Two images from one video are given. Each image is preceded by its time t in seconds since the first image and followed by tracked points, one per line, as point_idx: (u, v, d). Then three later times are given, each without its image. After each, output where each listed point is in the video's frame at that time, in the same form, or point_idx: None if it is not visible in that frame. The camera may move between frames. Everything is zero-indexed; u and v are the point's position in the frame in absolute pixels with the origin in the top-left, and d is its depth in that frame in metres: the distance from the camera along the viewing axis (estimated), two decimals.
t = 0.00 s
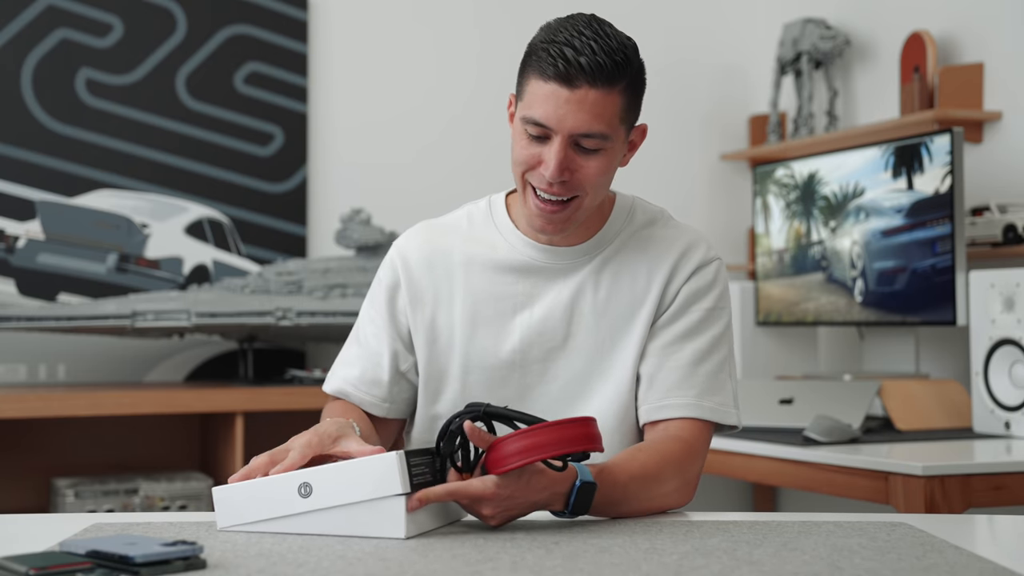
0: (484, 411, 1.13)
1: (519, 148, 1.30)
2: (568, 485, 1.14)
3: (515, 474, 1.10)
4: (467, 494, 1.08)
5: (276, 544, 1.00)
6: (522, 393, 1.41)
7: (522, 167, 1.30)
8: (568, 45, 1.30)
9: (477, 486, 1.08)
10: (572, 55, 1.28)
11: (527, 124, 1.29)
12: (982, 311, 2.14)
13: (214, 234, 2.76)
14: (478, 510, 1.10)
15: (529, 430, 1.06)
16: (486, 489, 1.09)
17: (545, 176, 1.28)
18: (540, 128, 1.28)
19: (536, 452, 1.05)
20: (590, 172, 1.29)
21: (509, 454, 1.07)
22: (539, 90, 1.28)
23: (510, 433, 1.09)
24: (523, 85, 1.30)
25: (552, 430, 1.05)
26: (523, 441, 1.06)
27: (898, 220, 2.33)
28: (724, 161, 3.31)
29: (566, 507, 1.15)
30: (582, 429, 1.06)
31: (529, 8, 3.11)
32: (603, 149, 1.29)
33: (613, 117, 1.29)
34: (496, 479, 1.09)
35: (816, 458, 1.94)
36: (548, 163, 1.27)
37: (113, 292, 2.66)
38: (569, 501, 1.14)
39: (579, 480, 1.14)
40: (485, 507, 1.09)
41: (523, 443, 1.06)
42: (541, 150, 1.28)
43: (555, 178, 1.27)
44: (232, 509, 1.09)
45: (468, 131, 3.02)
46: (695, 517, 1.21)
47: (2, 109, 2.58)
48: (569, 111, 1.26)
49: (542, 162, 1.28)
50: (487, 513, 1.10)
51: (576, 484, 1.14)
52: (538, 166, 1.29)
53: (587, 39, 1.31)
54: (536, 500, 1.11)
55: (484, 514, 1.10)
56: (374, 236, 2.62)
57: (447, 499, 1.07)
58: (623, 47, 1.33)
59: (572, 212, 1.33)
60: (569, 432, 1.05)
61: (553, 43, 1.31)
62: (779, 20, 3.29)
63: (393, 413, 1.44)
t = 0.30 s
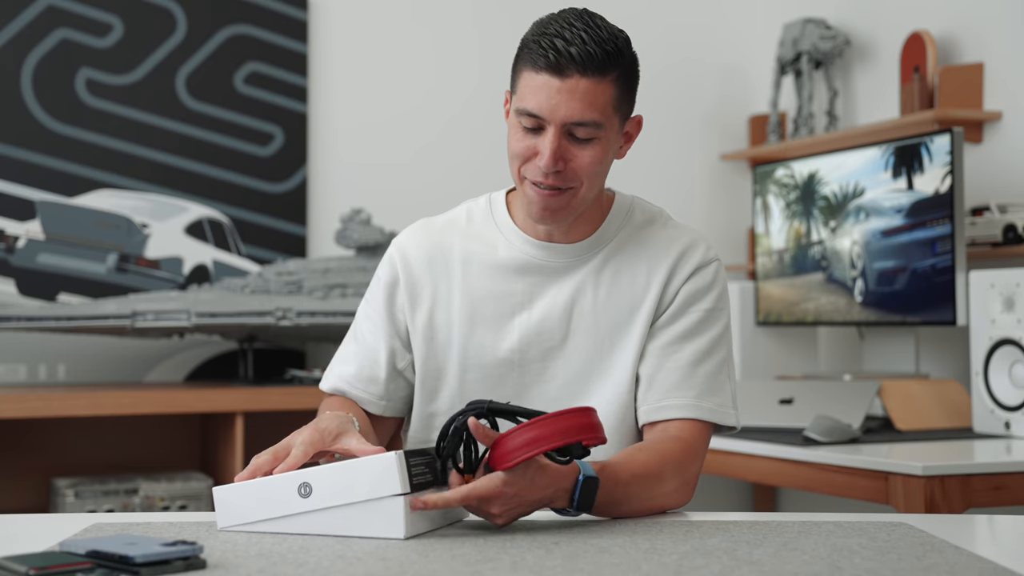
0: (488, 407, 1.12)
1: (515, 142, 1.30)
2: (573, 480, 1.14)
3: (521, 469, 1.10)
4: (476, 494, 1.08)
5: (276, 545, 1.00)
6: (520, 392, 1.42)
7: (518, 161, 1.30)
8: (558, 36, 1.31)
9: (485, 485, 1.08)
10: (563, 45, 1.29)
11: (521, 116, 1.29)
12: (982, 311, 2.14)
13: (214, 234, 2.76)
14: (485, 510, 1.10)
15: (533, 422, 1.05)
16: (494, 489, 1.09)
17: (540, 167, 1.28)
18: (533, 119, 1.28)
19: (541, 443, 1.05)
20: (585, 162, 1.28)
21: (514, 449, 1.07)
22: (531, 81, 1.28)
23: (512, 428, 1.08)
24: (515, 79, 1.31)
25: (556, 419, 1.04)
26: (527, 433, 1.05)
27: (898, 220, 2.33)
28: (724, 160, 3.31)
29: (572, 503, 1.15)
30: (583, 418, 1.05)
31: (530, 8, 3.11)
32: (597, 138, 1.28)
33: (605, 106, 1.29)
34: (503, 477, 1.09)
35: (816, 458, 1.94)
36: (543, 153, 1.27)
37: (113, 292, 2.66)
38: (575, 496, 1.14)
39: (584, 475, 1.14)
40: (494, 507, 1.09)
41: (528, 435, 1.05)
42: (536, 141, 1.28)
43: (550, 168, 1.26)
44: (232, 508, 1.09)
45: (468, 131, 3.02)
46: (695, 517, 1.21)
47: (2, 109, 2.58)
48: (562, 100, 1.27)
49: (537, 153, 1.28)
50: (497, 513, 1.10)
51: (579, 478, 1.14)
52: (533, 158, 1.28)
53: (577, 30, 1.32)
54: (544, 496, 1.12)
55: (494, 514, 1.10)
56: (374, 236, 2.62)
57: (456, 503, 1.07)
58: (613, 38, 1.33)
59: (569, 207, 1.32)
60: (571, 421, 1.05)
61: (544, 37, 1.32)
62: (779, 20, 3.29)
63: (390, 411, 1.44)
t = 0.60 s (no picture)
0: (477, 411, 1.09)
1: (528, 115, 1.37)
2: (559, 485, 1.14)
3: (506, 475, 1.09)
4: (460, 496, 1.06)
5: (275, 544, 1.00)
6: (523, 392, 1.41)
7: (532, 134, 1.36)
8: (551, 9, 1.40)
9: (469, 488, 1.06)
10: (560, 14, 1.38)
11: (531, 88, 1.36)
12: (982, 311, 2.14)
13: (214, 234, 2.76)
14: (468, 513, 1.08)
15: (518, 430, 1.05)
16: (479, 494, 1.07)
17: (560, 130, 1.33)
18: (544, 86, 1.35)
19: (525, 452, 1.04)
20: (602, 119, 1.34)
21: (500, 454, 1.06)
22: (536, 50, 1.36)
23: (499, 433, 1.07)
24: (518, 57, 1.39)
25: (541, 428, 1.03)
26: (512, 442, 1.05)
27: (898, 220, 2.33)
28: (724, 161, 3.31)
29: (557, 509, 1.14)
30: (568, 429, 1.04)
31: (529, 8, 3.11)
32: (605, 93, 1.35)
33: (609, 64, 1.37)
34: (488, 481, 1.07)
35: (817, 458, 1.94)
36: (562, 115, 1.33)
37: (113, 292, 2.66)
38: (561, 502, 1.13)
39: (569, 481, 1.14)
40: (478, 511, 1.07)
41: (513, 443, 1.05)
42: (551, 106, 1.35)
43: (571, 125, 1.32)
44: (226, 504, 1.10)
45: (468, 131, 3.02)
46: (695, 517, 1.21)
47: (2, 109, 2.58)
48: (570, 60, 1.34)
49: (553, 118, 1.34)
50: (481, 518, 1.08)
51: (564, 486, 1.13)
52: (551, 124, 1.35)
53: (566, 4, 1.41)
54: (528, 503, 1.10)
55: (476, 518, 1.08)
56: (374, 236, 2.62)
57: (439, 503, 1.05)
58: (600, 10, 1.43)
59: (591, 171, 1.36)
60: (556, 431, 1.04)
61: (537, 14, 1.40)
62: (779, 20, 3.29)
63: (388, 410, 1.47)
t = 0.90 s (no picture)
0: (461, 409, 1.08)
1: (507, 136, 1.30)
2: (547, 484, 1.13)
3: (491, 472, 1.09)
4: (443, 493, 1.07)
5: (274, 544, 1.00)
6: (519, 389, 1.41)
7: (512, 156, 1.30)
8: (544, 28, 1.31)
9: (452, 485, 1.07)
10: (549, 37, 1.29)
11: (511, 111, 1.29)
12: (983, 311, 2.14)
13: (214, 234, 2.76)
14: (453, 511, 1.09)
15: (506, 423, 1.03)
16: (463, 491, 1.07)
17: (533, 161, 1.28)
18: (523, 112, 1.28)
19: (512, 446, 1.02)
20: (576, 152, 1.28)
21: (487, 448, 1.05)
22: (520, 75, 1.28)
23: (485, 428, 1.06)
24: (504, 74, 1.31)
25: (529, 420, 1.02)
26: (499, 435, 1.03)
27: (898, 220, 2.33)
28: (724, 161, 3.31)
29: (546, 507, 1.14)
30: (555, 424, 1.03)
31: (529, 8, 3.11)
32: (588, 127, 1.28)
33: (595, 95, 1.29)
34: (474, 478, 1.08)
35: (816, 458, 1.94)
36: (534, 147, 1.27)
37: (113, 292, 2.66)
38: (550, 500, 1.13)
39: (559, 480, 1.14)
40: (461, 507, 1.08)
41: (500, 435, 1.03)
42: (527, 134, 1.28)
43: (543, 160, 1.27)
44: (220, 505, 1.11)
45: (468, 131, 3.02)
46: (694, 517, 1.21)
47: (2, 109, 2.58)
48: (551, 91, 1.27)
49: (528, 147, 1.28)
50: (465, 514, 1.08)
51: (553, 484, 1.14)
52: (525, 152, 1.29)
53: (562, 22, 1.32)
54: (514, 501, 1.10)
55: (459, 515, 1.09)
56: (374, 236, 2.62)
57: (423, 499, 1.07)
58: (599, 28, 1.33)
59: (564, 198, 1.32)
60: (543, 425, 1.02)
61: (530, 30, 1.32)
62: (779, 20, 3.29)
63: (386, 409, 1.45)
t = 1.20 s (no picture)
0: (458, 409, 1.08)
1: (510, 145, 1.31)
2: (546, 484, 1.13)
3: (488, 471, 1.09)
4: (441, 494, 1.07)
5: (274, 544, 1.00)
6: (519, 390, 1.41)
7: (515, 164, 1.31)
8: (548, 42, 1.30)
9: (450, 485, 1.07)
10: (553, 53, 1.29)
11: (515, 122, 1.30)
12: (982, 311, 2.14)
13: (214, 234, 2.76)
14: (451, 511, 1.09)
15: (501, 421, 1.03)
16: (460, 491, 1.08)
17: (535, 173, 1.28)
18: (526, 125, 1.28)
19: (507, 445, 1.02)
20: (579, 166, 1.29)
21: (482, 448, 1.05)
22: (524, 88, 1.28)
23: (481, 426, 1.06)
24: (509, 84, 1.31)
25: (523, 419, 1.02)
26: (494, 433, 1.03)
27: (898, 220, 2.33)
28: (724, 161, 3.31)
29: (545, 507, 1.14)
30: (551, 422, 1.03)
31: (528, 8, 3.11)
32: (590, 142, 1.29)
33: (598, 111, 1.29)
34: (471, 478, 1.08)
35: (816, 458, 1.94)
36: (537, 159, 1.27)
37: (113, 292, 2.66)
38: (549, 500, 1.13)
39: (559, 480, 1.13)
40: (458, 507, 1.08)
41: (495, 434, 1.03)
42: (530, 146, 1.29)
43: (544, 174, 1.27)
44: (217, 505, 1.11)
45: (468, 131, 3.02)
46: (695, 517, 1.21)
47: (2, 109, 2.58)
48: (554, 107, 1.27)
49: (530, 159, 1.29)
50: (462, 514, 1.09)
51: (552, 484, 1.13)
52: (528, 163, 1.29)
53: (567, 35, 1.31)
54: (512, 502, 1.10)
55: (457, 515, 1.09)
56: (374, 236, 2.62)
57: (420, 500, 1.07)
58: (604, 42, 1.32)
59: (567, 208, 1.33)
60: (539, 423, 1.02)
61: (535, 43, 1.31)
62: (779, 20, 3.29)
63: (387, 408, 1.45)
